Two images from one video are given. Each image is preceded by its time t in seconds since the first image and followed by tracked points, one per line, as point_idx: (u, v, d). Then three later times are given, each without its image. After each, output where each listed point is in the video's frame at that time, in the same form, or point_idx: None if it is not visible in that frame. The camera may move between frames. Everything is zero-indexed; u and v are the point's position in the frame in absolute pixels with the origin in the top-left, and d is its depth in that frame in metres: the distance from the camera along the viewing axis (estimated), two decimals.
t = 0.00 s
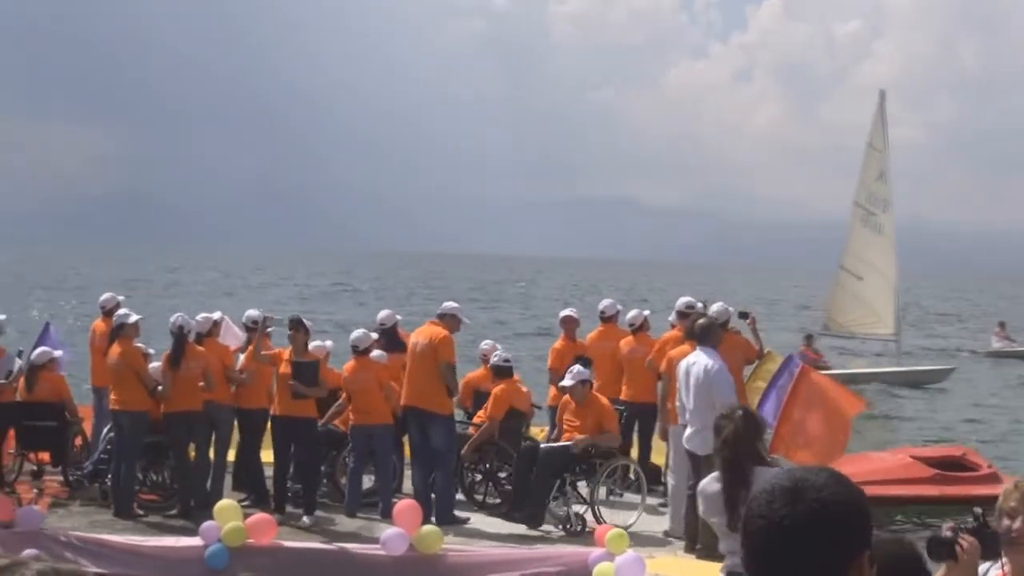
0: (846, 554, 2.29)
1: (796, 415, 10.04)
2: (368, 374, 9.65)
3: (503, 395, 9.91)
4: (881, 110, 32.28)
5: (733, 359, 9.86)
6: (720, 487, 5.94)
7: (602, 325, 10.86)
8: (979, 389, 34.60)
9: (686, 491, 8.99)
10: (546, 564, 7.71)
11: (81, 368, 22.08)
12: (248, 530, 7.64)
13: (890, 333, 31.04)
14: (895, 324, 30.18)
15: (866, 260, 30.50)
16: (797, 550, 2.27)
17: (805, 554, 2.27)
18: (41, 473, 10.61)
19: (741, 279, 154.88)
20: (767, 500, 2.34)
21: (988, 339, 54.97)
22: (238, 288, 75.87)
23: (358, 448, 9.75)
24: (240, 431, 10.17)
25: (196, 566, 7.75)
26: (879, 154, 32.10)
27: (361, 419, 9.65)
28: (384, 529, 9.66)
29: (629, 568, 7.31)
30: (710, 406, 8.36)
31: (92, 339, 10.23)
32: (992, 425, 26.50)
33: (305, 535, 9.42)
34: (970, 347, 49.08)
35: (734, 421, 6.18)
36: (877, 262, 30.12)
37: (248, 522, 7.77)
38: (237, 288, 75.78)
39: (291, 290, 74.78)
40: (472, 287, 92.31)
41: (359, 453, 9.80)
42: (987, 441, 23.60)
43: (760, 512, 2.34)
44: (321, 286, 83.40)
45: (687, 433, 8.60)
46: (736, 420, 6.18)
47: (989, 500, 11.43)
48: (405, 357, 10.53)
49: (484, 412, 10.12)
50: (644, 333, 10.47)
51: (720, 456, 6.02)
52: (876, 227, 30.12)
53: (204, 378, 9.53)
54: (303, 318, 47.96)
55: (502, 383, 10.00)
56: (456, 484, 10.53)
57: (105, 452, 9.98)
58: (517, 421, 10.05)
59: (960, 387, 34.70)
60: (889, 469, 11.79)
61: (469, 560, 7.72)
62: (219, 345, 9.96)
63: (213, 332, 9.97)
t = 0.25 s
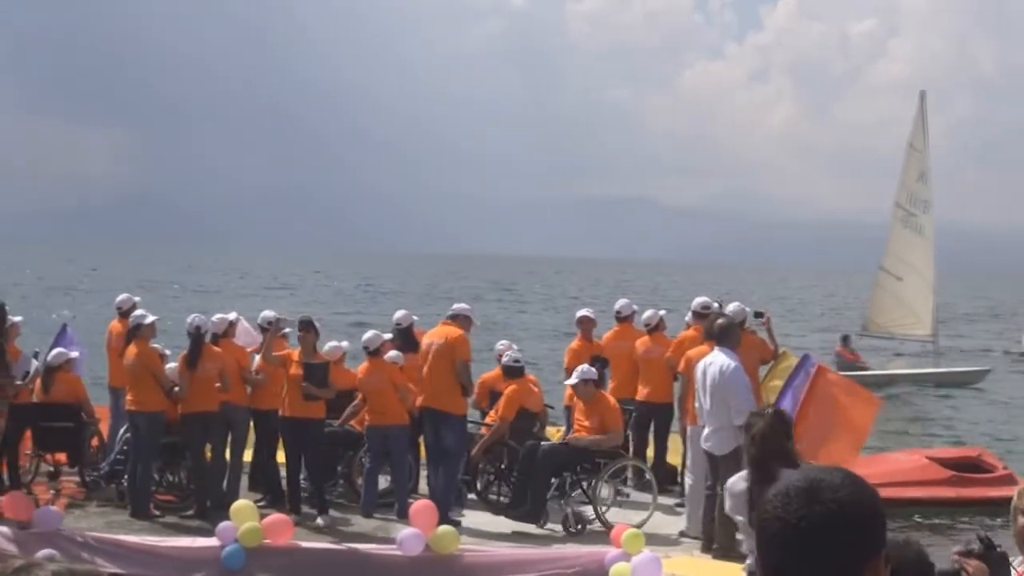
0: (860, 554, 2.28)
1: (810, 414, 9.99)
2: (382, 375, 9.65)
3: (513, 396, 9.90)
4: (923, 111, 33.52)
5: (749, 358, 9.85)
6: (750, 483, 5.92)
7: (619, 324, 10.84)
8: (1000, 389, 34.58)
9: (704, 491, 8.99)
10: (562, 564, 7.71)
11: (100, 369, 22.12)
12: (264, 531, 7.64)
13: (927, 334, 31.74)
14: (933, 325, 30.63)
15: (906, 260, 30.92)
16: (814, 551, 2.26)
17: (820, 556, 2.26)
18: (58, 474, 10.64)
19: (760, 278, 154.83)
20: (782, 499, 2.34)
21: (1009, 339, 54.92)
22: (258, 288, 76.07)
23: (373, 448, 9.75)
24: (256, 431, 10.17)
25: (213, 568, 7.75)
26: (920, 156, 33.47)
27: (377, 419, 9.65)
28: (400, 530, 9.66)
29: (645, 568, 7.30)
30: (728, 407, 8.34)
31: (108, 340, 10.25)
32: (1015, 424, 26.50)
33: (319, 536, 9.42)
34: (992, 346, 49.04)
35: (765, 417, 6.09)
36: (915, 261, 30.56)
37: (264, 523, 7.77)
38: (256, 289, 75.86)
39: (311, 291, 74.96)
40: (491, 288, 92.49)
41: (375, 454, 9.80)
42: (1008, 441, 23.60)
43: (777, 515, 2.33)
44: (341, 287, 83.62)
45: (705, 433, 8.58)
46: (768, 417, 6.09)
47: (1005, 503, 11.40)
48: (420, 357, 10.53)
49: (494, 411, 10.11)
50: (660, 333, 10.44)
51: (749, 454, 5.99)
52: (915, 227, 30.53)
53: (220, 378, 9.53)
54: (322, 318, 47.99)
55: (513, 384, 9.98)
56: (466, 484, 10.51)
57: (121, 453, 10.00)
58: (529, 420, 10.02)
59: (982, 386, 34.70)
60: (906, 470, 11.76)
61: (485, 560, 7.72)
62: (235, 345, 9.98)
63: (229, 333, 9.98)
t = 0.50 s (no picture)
0: (874, 556, 2.27)
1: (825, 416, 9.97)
2: (396, 375, 9.65)
3: (527, 396, 9.90)
4: (961, 111, 34.19)
5: (764, 358, 9.85)
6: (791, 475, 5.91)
7: (634, 324, 10.82)
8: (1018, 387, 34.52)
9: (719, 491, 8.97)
10: (577, 565, 7.68)
11: (114, 371, 22.14)
12: (279, 532, 7.64)
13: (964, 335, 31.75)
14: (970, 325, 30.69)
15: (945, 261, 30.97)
16: (825, 550, 2.25)
17: (834, 556, 2.25)
18: (73, 474, 10.67)
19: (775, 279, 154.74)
20: (795, 498, 2.34)
21: None
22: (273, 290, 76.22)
23: (388, 449, 9.75)
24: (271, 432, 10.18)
25: (228, 568, 7.76)
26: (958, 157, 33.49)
27: (393, 420, 9.65)
28: (414, 530, 9.66)
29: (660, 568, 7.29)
30: (743, 408, 8.33)
31: (124, 340, 10.26)
32: None
33: (332, 536, 9.41)
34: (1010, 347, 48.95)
35: (802, 409, 6.07)
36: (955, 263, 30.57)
37: (278, 524, 7.78)
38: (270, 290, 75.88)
39: (326, 292, 75.08)
40: (506, 289, 92.60)
41: (390, 455, 9.80)
42: None
43: (791, 517, 2.32)
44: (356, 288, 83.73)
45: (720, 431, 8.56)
46: (806, 409, 6.07)
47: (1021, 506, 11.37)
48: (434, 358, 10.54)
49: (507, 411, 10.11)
50: (675, 333, 10.42)
51: (792, 443, 5.99)
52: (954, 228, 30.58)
53: (236, 379, 9.53)
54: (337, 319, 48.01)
55: (524, 385, 9.99)
56: (479, 485, 10.51)
57: (136, 454, 10.01)
58: (542, 420, 10.02)
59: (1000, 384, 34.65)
60: (919, 472, 11.73)
61: (500, 561, 7.70)
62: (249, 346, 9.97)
63: (244, 333, 9.99)
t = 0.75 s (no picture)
0: (880, 554, 2.26)
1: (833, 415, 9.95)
2: (405, 376, 9.65)
3: (533, 396, 9.90)
4: (986, 112, 34.11)
5: (772, 358, 9.84)
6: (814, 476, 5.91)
7: (641, 325, 10.82)
8: None
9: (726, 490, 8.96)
10: (584, 566, 7.67)
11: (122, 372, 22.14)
12: (286, 532, 7.63)
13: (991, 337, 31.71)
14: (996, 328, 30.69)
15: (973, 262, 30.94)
16: (829, 548, 2.24)
17: (840, 556, 2.24)
18: (80, 475, 10.68)
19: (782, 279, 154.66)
20: (801, 497, 2.33)
21: None
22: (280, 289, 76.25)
23: (396, 450, 9.75)
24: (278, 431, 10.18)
25: (235, 567, 7.75)
26: (984, 156, 33.43)
27: (401, 420, 9.65)
28: (421, 530, 9.66)
29: (668, 568, 7.28)
30: (751, 408, 8.33)
31: (131, 340, 10.27)
32: None
33: (340, 537, 9.41)
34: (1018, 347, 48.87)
35: (826, 408, 6.06)
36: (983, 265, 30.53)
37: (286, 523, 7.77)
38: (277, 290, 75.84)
39: (332, 292, 75.08)
40: (513, 289, 92.59)
41: (397, 455, 9.80)
42: None
43: (796, 516, 2.32)
44: (363, 288, 83.73)
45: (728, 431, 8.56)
46: (829, 408, 6.06)
47: None
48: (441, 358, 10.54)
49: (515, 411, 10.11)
50: (682, 333, 10.41)
51: (817, 443, 5.97)
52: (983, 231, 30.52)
53: (244, 379, 9.53)
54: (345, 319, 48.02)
55: (531, 386, 10.00)
56: (486, 485, 10.51)
57: (143, 454, 10.02)
58: (548, 420, 10.03)
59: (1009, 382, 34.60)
60: (928, 471, 11.70)
61: (506, 561, 7.69)
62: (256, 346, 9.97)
63: (251, 333, 9.99)
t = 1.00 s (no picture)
0: (887, 553, 2.26)
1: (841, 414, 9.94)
2: (414, 374, 9.67)
3: (539, 395, 9.90)
4: (1013, 114, 34.00)
5: (778, 356, 9.84)
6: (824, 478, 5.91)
7: (648, 323, 10.81)
8: None
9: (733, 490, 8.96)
10: (590, 565, 7.67)
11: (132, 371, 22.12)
12: (293, 531, 7.63)
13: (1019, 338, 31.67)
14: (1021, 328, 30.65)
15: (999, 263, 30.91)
16: (836, 549, 2.24)
17: (847, 558, 2.23)
18: (86, 475, 10.69)
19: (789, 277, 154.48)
20: (808, 498, 2.33)
21: None
22: (287, 288, 76.20)
23: (404, 449, 9.75)
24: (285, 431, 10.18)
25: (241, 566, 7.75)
26: (1012, 154, 33.33)
27: (408, 419, 9.66)
28: (428, 529, 9.66)
29: (674, 567, 7.28)
30: (761, 406, 8.32)
31: (137, 338, 10.27)
32: None
33: (347, 536, 9.41)
34: None
35: (835, 409, 6.05)
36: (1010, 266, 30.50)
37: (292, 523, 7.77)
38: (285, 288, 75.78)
39: (339, 291, 75.03)
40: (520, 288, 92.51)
41: (405, 454, 9.81)
42: None
43: (802, 513, 2.31)
44: (370, 287, 83.67)
45: (734, 430, 8.55)
46: (839, 408, 6.05)
47: None
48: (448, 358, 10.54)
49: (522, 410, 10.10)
50: (689, 332, 10.40)
51: (828, 445, 5.97)
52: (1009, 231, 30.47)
53: (251, 378, 9.54)
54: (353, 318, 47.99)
55: (537, 385, 10.01)
56: (494, 485, 10.51)
57: (150, 453, 10.03)
58: (554, 419, 10.03)
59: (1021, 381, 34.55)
60: (938, 468, 11.69)
61: (513, 561, 7.70)
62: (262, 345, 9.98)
63: (258, 333, 9.99)
